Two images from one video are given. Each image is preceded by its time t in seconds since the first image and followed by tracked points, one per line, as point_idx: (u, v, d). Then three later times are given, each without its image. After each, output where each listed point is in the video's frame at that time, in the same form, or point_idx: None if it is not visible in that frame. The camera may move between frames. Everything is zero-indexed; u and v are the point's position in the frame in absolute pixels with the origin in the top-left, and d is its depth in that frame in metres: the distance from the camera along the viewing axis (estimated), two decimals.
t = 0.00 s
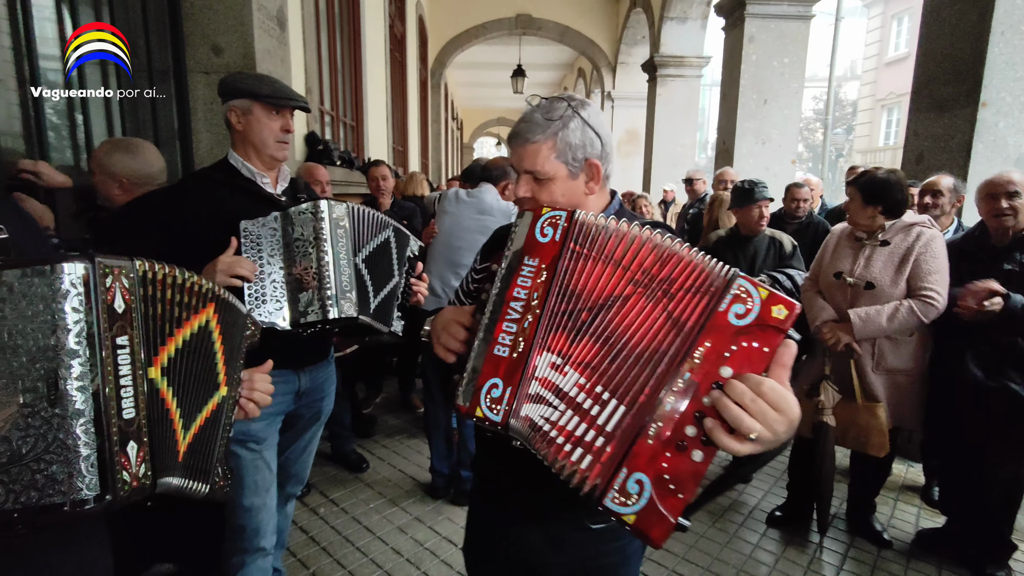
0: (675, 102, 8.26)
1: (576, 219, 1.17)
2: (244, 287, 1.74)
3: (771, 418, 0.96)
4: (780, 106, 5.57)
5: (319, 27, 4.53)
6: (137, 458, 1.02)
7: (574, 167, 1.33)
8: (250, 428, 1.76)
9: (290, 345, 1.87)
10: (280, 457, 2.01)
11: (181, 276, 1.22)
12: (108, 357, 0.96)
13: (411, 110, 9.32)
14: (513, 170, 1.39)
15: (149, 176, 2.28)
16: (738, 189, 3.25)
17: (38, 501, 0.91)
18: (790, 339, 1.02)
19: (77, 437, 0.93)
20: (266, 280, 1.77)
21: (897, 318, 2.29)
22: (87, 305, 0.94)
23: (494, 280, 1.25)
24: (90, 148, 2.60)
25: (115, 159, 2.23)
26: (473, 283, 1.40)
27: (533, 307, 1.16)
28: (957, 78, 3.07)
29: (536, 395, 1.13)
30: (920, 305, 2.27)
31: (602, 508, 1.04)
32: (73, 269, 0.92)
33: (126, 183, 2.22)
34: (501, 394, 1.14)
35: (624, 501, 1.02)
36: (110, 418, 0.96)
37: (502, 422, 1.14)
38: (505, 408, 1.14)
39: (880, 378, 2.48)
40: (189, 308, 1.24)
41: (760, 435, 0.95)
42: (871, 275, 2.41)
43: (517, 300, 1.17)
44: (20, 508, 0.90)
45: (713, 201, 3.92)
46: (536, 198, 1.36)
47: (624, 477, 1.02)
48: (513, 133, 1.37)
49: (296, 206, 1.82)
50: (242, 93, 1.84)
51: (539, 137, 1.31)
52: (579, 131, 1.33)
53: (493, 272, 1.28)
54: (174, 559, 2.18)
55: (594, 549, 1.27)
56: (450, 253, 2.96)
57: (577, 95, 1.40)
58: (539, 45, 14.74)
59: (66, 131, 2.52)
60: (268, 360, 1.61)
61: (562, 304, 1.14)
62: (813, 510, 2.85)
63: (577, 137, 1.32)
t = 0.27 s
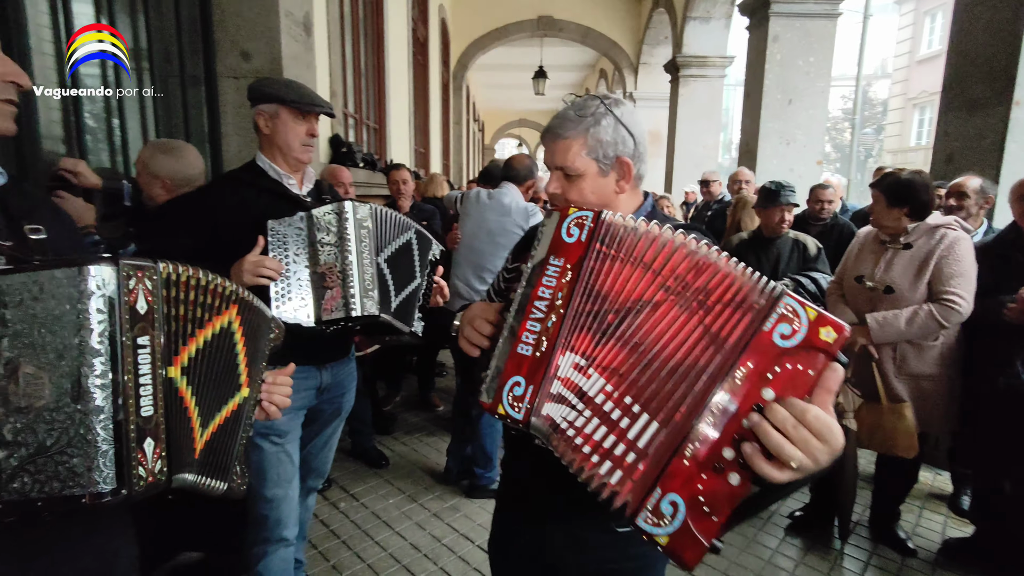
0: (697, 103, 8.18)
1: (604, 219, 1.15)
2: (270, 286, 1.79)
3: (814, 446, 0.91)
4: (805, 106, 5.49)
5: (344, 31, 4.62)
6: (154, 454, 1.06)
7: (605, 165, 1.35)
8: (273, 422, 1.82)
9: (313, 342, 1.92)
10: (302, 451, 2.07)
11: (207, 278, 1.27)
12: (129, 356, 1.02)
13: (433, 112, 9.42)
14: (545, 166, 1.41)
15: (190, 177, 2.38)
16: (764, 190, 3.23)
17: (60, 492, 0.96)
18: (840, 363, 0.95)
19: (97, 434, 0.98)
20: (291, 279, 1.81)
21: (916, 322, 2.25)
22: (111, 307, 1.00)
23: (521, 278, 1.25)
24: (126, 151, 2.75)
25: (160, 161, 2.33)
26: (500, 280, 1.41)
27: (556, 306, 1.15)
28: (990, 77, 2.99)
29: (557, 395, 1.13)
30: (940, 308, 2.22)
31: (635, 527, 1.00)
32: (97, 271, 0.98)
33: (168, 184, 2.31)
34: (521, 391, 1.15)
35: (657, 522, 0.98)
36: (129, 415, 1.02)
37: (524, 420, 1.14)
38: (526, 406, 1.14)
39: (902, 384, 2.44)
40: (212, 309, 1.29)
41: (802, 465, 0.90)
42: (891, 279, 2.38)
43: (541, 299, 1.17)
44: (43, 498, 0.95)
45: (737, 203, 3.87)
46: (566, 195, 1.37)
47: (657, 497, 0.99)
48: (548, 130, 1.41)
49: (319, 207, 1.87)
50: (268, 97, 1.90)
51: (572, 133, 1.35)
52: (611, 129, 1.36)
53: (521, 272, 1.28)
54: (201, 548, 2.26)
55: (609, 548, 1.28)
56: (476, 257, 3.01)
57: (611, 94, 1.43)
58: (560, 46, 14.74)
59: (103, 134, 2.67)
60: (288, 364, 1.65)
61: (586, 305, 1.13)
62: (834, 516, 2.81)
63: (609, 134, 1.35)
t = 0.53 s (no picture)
0: (728, 102, 8.05)
1: (628, 233, 1.15)
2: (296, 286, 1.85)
3: (850, 504, 0.88)
4: (839, 105, 5.35)
5: (373, 36, 4.72)
6: (177, 441, 1.13)
7: (633, 172, 1.34)
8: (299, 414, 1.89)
9: (337, 338, 1.98)
10: (326, 443, 2.14)
11: (232, 277, 1.34)
12: (156, 347, 1.09)
13: (461, 114, 9.51)
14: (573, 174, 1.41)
15: (227, 177, 2.47)
16: (795, 192, 3.12)
17: (92, 471, 1.03)
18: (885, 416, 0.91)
19: (125, 419, 1.04)
20: (317, 278, 1.87)
21: (943, 327, 2.20)
22: (141, 301, 1.06)
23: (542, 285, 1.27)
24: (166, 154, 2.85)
25: (195, 162, 2.41)
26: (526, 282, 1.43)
27: (575, 318, 1.16)
28: None
29: (572, 408, 1.13)
30: (971, 315, 2.17)
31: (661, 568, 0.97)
32: (130, 269, 1.04)
33: (206, 185, 2.40)
34: (539, 401, 1.15)
35: (686, 566, 0.95)
36: (154, 402, 1.08)
37: (538, 429, 1.15)
38: (542, 416, 1.15)
39: (931, 391, 2.39)
40: (236, 306, 1.36)
41: (838, 522, 0.87)
42: (918, 284, 2.33)
43: (560, 309, 1.18)
44: (76, 477, 1.03)
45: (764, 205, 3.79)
46: (594, 203, 1.39)
47: (686, 541, 0.95)
48: (574, 138, 1.41)
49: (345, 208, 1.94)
50: (298, 103, 1.98)
51: (598, 141, 1.34)
52: (638, 135, 1.34)
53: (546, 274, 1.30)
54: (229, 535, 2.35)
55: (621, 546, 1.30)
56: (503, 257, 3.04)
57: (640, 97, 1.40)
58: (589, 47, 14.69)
59: (145, 137, 2.78)
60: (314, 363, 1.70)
61: (605, 318, 1.13)
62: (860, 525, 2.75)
63: (636, 141, 1.33)
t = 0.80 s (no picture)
0: (765, 101, 7.86)
1: (646, 244, 1.12)
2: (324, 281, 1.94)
3: (889, 561, 0.79)
4: (881, 104, 5.16)
5: (406, 40, 4.82)
6: (211, 420, 1.19)
7: (657, 173, 1.32)
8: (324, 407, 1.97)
9: (361, 334, 2.05)
10: (350, 436, 2.21)
11: (260, 272, 1.41)
12: (192, 333, 1.16)
13: (493, 116, 9.59)
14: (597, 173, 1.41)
15: (252, 176, 2.59)
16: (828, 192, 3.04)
17: (135, 447, 1.11)
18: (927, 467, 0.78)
19: (165, 398, 1.11)
20: (342, 275, 1.96)
21: (984, 334, 2.10)
22: (179, 290, 1.14)
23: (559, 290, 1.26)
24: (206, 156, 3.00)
25: (221, 164, 2.54)
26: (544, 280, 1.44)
27: (588, 327, 1.14)
28: None
29: (582, 417, 1.12)
30: (1012, 321, 2.08)
31: None
32: (169, 262, 1.12)
33: (234, 185, 2.54)
34: (548, 408, 1.15)
35: None
36: (191, 384, 1.15)
37: (549, 437, 1.15)
38: (553, 423, 1.15)
39: (970, 401, 2.28)
40: (265, 298, 1.43)
41: None
42: (954, 288, 2.25)
43: (574, 318, 1.16)
44: (123, 451, 1.11)
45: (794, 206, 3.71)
46: (617, 203, 1.38)
47: None
48: (599, 137, 1.40)
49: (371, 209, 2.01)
50: (324, 108, 2.05)
51: (621, 141, 1.33)
52: (662, 135, 1.32)
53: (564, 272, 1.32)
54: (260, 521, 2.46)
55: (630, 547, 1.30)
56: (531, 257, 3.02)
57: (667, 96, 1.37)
58: (623, 46, 14.56)
59: (187, 141, 2.93)
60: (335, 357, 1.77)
61: (619, 329, 1.11)
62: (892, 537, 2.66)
63: (659, 142, 1.31)
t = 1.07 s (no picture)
0: (794, 100, 7.69)
1: (654, 253, 1.09)
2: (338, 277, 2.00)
3: None
4: (915, 102, 5.01)
5: (428, 42, 4.88)
6: (230, 399, 1.26)
7: (667, 174, 1.29)
8: (339, 401, 2.02)
9: (375, 330, 2.11)
10: (365, 430, 2.26)
11: (273, 259, 1.46)
12: (212, 317, 1.22)
13: (517, 116, 9.60)
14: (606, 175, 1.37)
15: (275, 177, 2.67)
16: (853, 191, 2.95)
17: (160, 425, 1.17)
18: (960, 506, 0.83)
19: (187, 378, 1.18)
20: (356, 271, 2.02)
21: (1012, 339, 2.04)
22: (198, 277, 1.20)
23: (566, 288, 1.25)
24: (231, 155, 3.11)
25: (246, 164, 2.62)
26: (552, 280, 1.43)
27: (593, 335, 1.10)
28: None
29: (584, 425, 1.09)
30: None
31: None
32: (189, 249, 1.18)
33: (258, 184, 2.62)
34: (552, 414, 1.12)
35: None
36: (211, 365, 1.21)
37: (550, 442, 1.13)
38: (555, 430, 1.12)
39: (999, 408, 2.17)
40: (276, 284, 1.47)
41: None
42: (980, 291, 2.19)
43: (578, 323, 1.13)
44: (148, 429, 1.17)
45: (817, 206, 3.64)
46: (627, 205, 1.35)
47: None
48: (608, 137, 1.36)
49: (384, 208, 2.06)
50: (335, 112, 2.11)
51: (629, 142, 1.30)
52: (670, 135, 1.28)
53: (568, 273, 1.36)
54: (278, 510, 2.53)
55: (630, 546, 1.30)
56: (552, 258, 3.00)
57: (678, 94, 1.34)
58: (649, 46, 14.42)
59: (214, 141, 3.04)
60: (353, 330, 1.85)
61: (626, 338, 1.08)
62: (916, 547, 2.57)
63: (668, 142, 1.28)
